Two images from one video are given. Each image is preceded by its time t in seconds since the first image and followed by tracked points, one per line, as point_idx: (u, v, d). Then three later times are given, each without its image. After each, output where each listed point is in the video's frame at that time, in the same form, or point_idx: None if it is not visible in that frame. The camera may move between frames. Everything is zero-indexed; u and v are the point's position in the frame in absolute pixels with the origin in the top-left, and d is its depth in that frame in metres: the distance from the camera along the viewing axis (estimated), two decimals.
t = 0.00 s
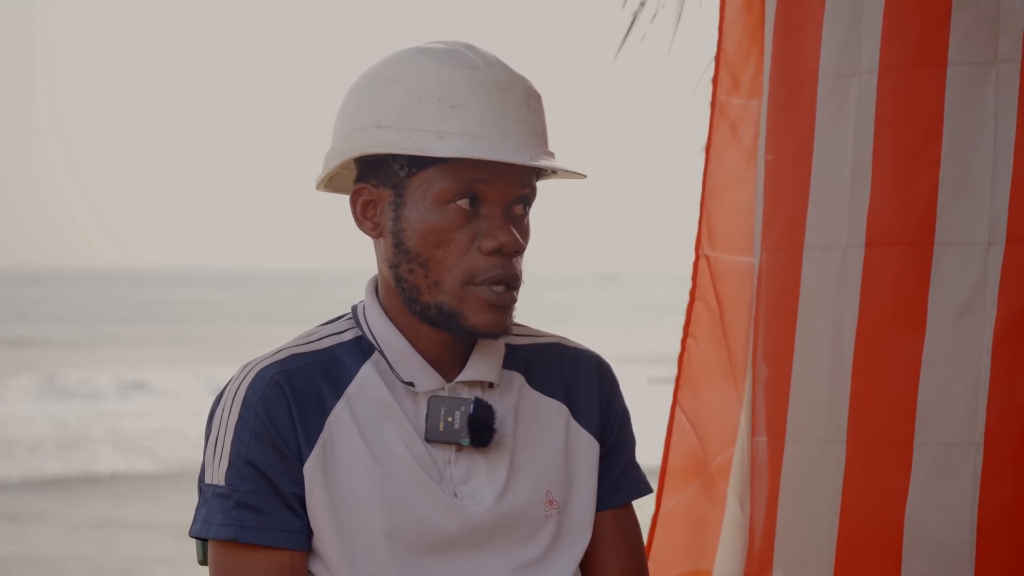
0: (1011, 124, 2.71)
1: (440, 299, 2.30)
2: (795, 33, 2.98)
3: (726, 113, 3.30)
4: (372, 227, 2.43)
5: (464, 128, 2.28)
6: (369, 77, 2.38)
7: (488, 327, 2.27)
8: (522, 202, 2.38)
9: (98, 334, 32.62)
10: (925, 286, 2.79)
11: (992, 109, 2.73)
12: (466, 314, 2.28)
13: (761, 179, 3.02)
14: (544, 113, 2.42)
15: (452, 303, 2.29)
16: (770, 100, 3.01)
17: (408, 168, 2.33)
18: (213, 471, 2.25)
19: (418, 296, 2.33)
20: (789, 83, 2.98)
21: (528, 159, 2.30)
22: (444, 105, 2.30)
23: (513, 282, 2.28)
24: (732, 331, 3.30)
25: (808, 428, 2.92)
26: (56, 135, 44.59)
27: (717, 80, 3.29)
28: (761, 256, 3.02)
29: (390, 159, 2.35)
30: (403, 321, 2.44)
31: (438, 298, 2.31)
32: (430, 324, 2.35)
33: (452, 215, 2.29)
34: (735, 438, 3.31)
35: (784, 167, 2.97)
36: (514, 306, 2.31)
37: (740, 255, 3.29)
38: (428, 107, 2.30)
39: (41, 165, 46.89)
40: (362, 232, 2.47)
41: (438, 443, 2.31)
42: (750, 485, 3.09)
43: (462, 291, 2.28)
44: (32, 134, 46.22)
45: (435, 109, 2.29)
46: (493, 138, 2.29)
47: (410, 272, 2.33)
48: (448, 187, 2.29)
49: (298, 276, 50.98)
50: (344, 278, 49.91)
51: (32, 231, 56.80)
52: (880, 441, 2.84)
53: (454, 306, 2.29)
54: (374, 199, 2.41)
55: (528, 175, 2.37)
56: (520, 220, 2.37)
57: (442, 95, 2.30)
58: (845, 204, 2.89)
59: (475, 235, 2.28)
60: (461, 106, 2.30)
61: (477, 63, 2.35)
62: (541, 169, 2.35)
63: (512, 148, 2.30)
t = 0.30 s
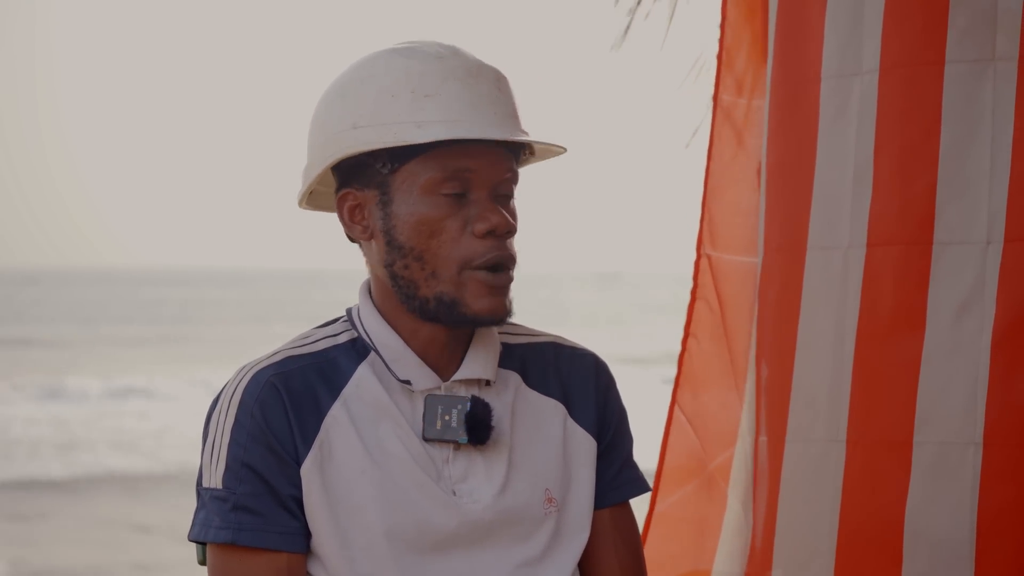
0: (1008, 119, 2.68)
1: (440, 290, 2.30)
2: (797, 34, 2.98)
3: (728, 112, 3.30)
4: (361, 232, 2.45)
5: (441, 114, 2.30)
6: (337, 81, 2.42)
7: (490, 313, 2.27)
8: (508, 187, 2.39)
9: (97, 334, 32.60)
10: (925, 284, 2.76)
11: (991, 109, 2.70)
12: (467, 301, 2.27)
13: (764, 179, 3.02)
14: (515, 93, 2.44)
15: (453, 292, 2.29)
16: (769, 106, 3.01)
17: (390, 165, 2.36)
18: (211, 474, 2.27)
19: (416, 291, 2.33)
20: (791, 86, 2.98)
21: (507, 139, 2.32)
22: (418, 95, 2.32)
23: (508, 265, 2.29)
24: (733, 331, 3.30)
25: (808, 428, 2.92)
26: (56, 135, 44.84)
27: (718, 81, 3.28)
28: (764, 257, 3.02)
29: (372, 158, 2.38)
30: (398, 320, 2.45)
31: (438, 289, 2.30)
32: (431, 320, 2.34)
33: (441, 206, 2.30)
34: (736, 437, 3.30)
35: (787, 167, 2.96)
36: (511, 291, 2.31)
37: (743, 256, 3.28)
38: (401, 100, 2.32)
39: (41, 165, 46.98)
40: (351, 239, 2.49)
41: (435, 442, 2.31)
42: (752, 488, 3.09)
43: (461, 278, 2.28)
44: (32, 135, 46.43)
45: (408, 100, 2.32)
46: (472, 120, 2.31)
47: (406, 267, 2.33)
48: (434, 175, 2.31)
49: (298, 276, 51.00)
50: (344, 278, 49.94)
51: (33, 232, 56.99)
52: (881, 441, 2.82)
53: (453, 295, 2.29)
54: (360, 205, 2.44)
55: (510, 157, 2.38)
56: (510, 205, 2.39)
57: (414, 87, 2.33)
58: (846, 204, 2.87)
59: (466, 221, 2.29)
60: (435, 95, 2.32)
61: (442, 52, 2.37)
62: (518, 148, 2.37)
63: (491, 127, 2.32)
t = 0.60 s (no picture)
0: (1006, 112, 2.65)
1: (449, 289, 2.45)
2: (799, 33, 2.95)
3: (731, 112, 3.27)
4: (353, 247, 2.61)
5: (419, 118, 2.49)
6: (296, 102, 2.60)
7: (501, 302, 2.42)
8: (490, 175, 2.57)
9: (96, 335, 32.58)
10: (922, 283, 2.73)
11: (989, 108, 2.67)
12: (478, 293, 2.42)
13: (769, 177, 3.01)
14: (475, 83, 2.63)
15: (462, 288, 2.44)
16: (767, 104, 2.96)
17: (374, 179, 2.53)
18: (209, 478, 2.32)
19: (424, 294, 2.48)
20: (792, 85, 2.96)
21: (482, 130, 2.50)
22: (391, 105, 2.51)
23: (506, 249, 2.46)
24: (740, 330, 3.28)
25: (810, 428, 2.90)
26: (55, 136, 44.91)
27: (722, 82, 3.26)
28: (770, 256, 3.00)
29: (355, 176, 2.55)
30: (398, 324, 2.56)
31: (446, 290, 2.45)
32: (437, 319, 2.49)
33: (433, 209, 2.48)
34: (746, 437, 3.27)
35: (790, 166, 2.95)
36: (515, 272, 2.48)
37: (748, 255, 3.27)
38: (376, 113, 2.51)
39: (42, 166, 47.10)
40: (341, 255, 2.65)
41: (434, 443, 2.33)
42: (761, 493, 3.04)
43: (464, 274, 2.44)
44: (33, 136, 46.54)
45: (381, 111, 2.51)
46: (448, 119, 2.51)
47: (410, 274, 2.49)
48: (422, 182, 2.49)
49: (299, 276, 51.05)
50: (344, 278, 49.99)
51: (34, 233, 57.11)
52: (879, 441, 2.80)
53: (465, 294, 2.44)
54: (348, 221, 2.60)
55: (487, 145, 2.56)
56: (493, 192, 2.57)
57: (386, 96, 2.51)
58: (844, 204, 2.85)
59: (461, 218, 2.46)
60: (405, 101, 2.51)
61: (400, 54, 2.56)
62: (493, 136, 2.55)
63: (467, 122, 2.51)
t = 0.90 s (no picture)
0: (1008, 113, 2.64)
1: (451, 292, 2.43)
2: (799, 33, 2.93)
3: (733, 114, 3.26)
4: (354, 250, 2.58)
5: (422, 123, 2.48)
6: (293, 106, 2.58)
7: (504, 303, 2.40)
8: (490, 178, 2.56)
9: (94, 335, 32.60)
10: (923, 284, 2.72)
11: (992, 110, 2.65)
12: (483, 296, 2.40)
13: (768, 176, 2.99)
14: (475, 84, 2.60)
15: (466, 291, 2.42)
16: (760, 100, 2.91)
17: (377, 182, 2.52)
18: (206, 480, 2.32)
19: (426, 295, 2.46)
20: (790, 86, 2.94)
21: (482, 133, 2.49)
22: (393, 109, 2.48)
23: (506, 249, 2.45)
24: (740, 331, 3.27)
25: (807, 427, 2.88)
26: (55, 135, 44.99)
27: (724, 83, 3.26)
28: (768, 256, 2.98)
29: (358, 179, 2.53)
30: (395, 325, 2.55)
31: (449, 292, 2.44)
32: (439, 320, 2.48)
33: (435, 212, 2.47)
34: (747, 438, 3.30)
35: (787, 167, 2.93)
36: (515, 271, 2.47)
37: (747, 256, 3.27)
38: (377, 117, 2.48)
39: (42, 166, 47.17)
40: (341, 256, 2.63)
41: (431, 446, 2.32)
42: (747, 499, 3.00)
43: (468, 277, 2.42)
44: (32, 136, 46.59)
45: (384, 115, 2.48)
46: (453, 122, 2.49)
47: (412, 276, 2.47)
48: (426, 185, 2.47)
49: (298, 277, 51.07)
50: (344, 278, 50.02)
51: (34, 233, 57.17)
52: (879, 441, 2.79)
53: (467, 295, 2.42)
54: (349, 223, 2.57)
55: (489, 149, 2.55)
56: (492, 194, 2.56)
57: (388, 100, 2.49)
58: (844, 203, 2.83)
59: (464, 220, 2.45)
60: (408, 104, 2.49)
61: (402, 58, 2.53)
62: (494, 139, 2.54)
63: (468, 124, 2.50)
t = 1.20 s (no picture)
0: (1012, 123, 2.64)
1: (458, 295, 2.33)
2: (795, 28, 2.83)
3: (725, 113, 3.26)
4: (359, 249, 2.45)
5: (432, 126, 2.33)
6: (298, 101, 2.44)
7: (507, 308, 2.29)
8: (498, 179, 2.43)
9: (96, 336, 32.54)
10: (929, 286, 2.71)
11: (995, 114, 2.65)
12: (487, 299, 2.29)
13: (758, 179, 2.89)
14: (486, 85, 2.46)
15: (473, 295, 2.31)
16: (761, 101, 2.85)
17: (383, 183, 2.39)
18: (210, 473, 2.27)
19: (430, 296, 2.36)
20: (784, 81, 2.83)
21: (491, 135, 2.35)
22: (401, 108, 2.34)
23: (513, 255, 2.33)
24: (730, 330, 3.27)
25: (808, 429, 2.82)
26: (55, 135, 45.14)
27: (715, 83, 3.25)
28: (758, 255, 2.87)
29: (366, 179, 2.40)
30: (400, 324, 2.46)
31: (453, 295, 2.34)
32: (444, 320, 2.38)
33: (442, 213, 2.34)
34: (734, 436, 3.30)
35: (781, 167, 2.83)
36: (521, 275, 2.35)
37: (736, 254, 3.26)
38: (385, 116, 2.35)
39: (41, 166, 47.28)
40: (346, 255, 2.50)
41: (433, 445, 2.29)
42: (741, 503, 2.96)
43: (475, 278, 2.31)
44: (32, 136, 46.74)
45: (392, 116, 2.34)
46: (463, 126, 2.35)
47: (417, 278, 2.36)
48: (433, 185, 2.35)
49: (298, 277, 51.15)
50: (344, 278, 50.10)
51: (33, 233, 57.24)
52: (884, 442, 2.76)
53: (472, 298, 2.31)
54: (354, 223, 2.44)
55: (496, 152, 2.42)
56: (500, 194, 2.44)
57: (395, 100, 2.35)
58: (845, 205, 2.79)
59: (469, 224, 2.33)
60: (417, 104, 2.35)
61: (412, 57, 2.39)
62: (501, 141, 2.40)
63: (476, 125, 2.37)
